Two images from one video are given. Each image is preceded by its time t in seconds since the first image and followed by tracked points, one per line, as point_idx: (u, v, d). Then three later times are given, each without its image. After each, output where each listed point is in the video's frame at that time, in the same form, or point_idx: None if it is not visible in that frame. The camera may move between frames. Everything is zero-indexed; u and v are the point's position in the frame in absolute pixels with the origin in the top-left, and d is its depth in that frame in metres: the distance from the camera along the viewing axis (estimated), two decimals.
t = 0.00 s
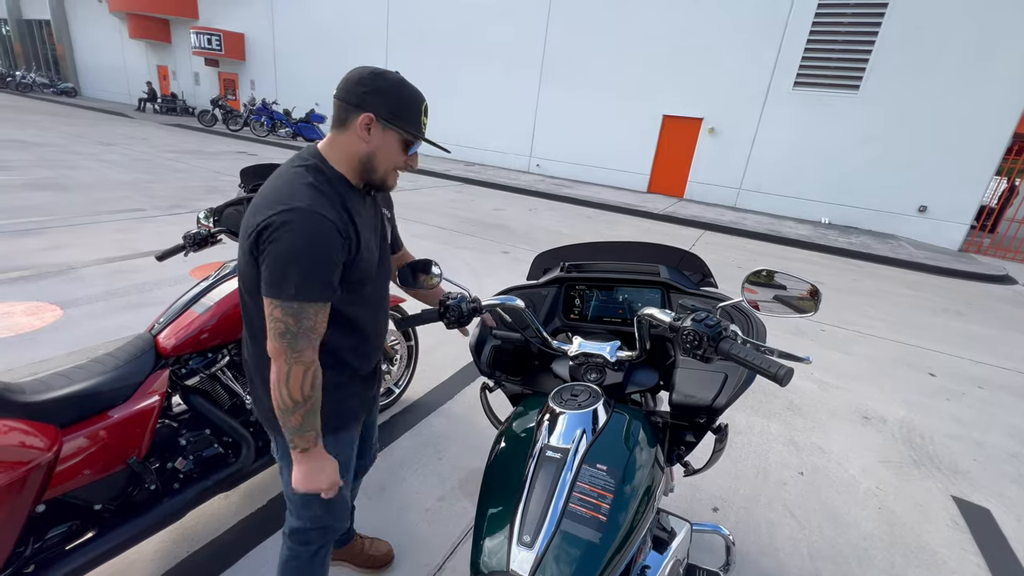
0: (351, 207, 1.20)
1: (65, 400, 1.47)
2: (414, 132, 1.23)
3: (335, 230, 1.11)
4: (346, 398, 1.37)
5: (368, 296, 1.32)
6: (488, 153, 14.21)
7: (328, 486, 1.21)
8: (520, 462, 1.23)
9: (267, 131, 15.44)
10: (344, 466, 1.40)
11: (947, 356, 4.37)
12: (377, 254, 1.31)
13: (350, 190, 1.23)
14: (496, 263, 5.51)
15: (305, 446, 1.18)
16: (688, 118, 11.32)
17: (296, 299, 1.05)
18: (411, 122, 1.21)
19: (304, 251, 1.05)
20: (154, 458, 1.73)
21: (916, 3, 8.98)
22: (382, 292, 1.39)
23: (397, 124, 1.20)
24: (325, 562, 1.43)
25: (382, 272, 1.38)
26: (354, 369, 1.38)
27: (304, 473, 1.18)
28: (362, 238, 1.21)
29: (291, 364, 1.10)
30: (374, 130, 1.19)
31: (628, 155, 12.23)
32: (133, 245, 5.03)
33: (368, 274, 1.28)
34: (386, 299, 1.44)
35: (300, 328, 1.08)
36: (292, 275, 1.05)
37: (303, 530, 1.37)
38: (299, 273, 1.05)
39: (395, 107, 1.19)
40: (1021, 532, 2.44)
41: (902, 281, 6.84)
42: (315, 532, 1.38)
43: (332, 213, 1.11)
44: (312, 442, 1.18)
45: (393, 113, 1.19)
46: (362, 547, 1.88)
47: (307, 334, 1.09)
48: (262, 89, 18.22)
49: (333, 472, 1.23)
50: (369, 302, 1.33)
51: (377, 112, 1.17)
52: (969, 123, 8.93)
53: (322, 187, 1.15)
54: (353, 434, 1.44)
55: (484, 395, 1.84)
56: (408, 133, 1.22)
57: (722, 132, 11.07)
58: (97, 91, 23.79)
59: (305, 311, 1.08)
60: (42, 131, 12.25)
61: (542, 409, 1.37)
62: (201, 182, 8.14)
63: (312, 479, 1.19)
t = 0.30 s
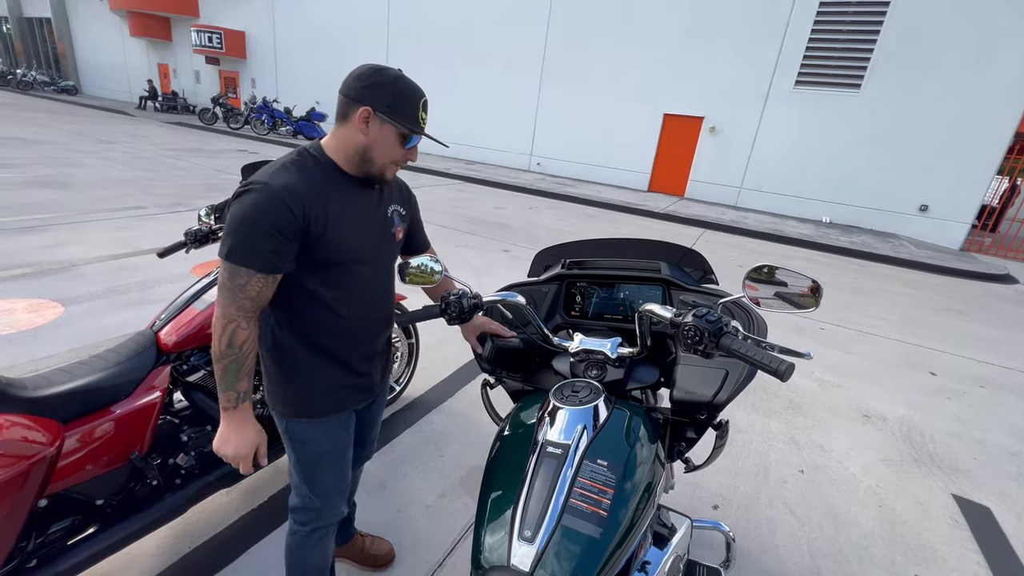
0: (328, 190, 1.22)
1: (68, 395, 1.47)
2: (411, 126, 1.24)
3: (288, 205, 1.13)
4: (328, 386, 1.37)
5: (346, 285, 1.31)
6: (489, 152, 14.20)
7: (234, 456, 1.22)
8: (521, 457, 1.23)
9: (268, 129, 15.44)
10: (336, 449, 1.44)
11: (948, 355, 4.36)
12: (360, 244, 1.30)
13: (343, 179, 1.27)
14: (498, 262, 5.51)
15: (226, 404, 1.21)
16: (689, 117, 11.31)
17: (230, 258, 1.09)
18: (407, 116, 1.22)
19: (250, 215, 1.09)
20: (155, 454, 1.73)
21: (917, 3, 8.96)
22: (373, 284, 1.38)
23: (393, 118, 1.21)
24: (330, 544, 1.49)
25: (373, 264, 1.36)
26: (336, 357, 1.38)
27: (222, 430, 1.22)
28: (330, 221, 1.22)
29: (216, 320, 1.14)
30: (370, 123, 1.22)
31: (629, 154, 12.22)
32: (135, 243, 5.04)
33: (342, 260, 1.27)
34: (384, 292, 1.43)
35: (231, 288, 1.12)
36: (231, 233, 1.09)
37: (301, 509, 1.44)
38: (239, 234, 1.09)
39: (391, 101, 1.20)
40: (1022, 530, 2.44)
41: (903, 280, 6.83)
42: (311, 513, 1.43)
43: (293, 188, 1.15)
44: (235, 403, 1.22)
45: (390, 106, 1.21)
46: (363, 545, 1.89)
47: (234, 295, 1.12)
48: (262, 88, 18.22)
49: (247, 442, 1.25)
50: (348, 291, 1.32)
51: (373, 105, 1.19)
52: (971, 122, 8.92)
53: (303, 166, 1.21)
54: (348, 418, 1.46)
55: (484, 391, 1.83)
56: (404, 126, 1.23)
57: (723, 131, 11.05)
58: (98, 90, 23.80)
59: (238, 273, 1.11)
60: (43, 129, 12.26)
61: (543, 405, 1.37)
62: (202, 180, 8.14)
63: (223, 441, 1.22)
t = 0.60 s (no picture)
0: (328, 177, 1.23)
1: (65, 387, 1.47)
2: (405, 103, 1.22)
3: (288, 192, 1.14)
4: (331, 377, 1.37)
5: (349, 274, 1.31)
6: (488, 148, 14.16)
7: (264, 433, 1.27)
8: (520, 448, 1.23)
9: (266, 125, 15.38)
10: (338, 437, 1.44)
11: (947, 352, 4.37)
12: (363, 231, 1.30)
13: (344, 165, 1.27)
14: (497, 258, 5.50)
15: (255, 387, 1.24)
16: (688, 114, 11.29)
17: (237, 246, 1.11)
18: (399, 94, 1.20)
19: (253, 203, 1.11)
20: (153, 447, 1.73)
21: None
22: (376, 273, 1.37)
23: (386, 96, 1.20)
24: (319, 530, 1.50)
25: (376, 252, 1.36)
26: (342, 346, 1.38)
27: (251, 411, 1.25)
28: (331, 208, 1.23)
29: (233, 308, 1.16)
30: (365, 103, 1.21)
31: (629, 150, 12.20)
32: (133, 238, 5.02)
33: (346, 248, 1.28)
34: (388, 280, 1.42)
35: (245, 277, 1.14)
36: (237, 222, 1.11)
37: (291, 495, 1.44)
38: (244, 222, 1.11)
39: (383, 79, 1.19)
40: (1019, 525, 2.45)
41: (902, 277, 6.84)
42: (300, 499, 1.44)
43: (296, 175, 1.17)
44: (262, 386, 1.25)
45: (383, 84, 1.19)
46: (361, 538, 1.89)
47: (247, 283, 1.14)
48: (261, 83, 18.15)
49: (277, 421, 1.29)
50: (351, 280, 1.32)
51: (366, 84, 1.19)
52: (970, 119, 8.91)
53: (305, 153, 1.22)
54: (349, 408, 1.46)
55: (484, 384, 1.83)
56: (397, 104, 1.21)
57: (722, 127, 11.03)
58: (95, 85, 23.69)
59: (250, 261, 1.13)
60: (39, 124, 12.21)
61: (543, 396, 1.37)
62: (200, 175, 8.11)
63: (254, 419, 1.25)
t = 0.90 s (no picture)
0: (329, 165, 1.21)
1: (56, 383, 1.45)
2: (371, 70, 1.18)
3: (292, 179, 1.13)
4: (331, 369, 1.37)
5: (352, 266, 1.29)
6: (485, 144, 14.11)
7: (308, 423, 1.27)
8: (519, 444, 1.22)
9: (262, 120, 15.28)
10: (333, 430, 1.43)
11: (944, 349, 4.37)
12: (366, 222, 1.29)
13: (346, 155, 1.26)
14: (495, 254, 5.48)
15: (286, 378, 1.24)
16: (686, 110, 11.26)
17: (242, 234, 1.09)
18: (365, 60, 1.18)
19: (257, 189, 1.09)
20: (147, 443, 1.71)
21: None
22: (379, 266, 1.36)
23: (356, 66, 1.19)
24: (309, 521, 1.48)
25: (378, 245, 1.34)
26: (346, 339, 1.37)
27: (288, 403, 1.25)
28: (334, 198, 1.21)
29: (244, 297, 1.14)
30: (346, 83, 1.23)
31: (627, 147, 12.18)
32: (127, 233, 4.98)
33: (351, 239, 1.26)
34: (389, 274, 1.41)
35: (252, 265, 1.12)
36: (241, 209, 1.09)
37: (281, 483, 1.44)
38: (250, 209, 1.09)
39: (354, 53, 1.19)
40: (1016, 521, 2.45)
41: (899, 274, 6.85)
42: (290, 487, 1.44)
43: (298, 162, 1.15)
44: (292, 374, 1.24)
45: (354, 58, 1.20)
46: (357, 535, 1.87)
47: (256, 272, 1.12)
48: (257, 78, 18.02)
49: (317, 408, 1.28)
50: (354, 271, 1.30)
51: (343, 63, 1.22)
52: (968, 117, 8.91)
53: (306, 142, 1.20)
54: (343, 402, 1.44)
55: (482, 380, 1.81)
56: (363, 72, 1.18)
57: (721, 124, 11.01)
58: (89, 79, 23.47)
59: (257, 250, 1.11)
60: (33, 118, 12.10)
61: (542, 392, 1.36)
62: (195, 170, 8.05)
63: (296, 410, 1.26)
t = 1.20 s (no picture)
0: (322, 164, 1.20)
1: (50, 383, 1.43)
2: (382, 76, 1.17)
3: (283, 180, 1.11)
4: (327, 366, 1.36)
5: (348, 263, 1.29)
6: (482, 142, 14.07)
7: (286, 423, 1.26)
8: (518, 444, 1.21)
9: (258, 117, 15.20)
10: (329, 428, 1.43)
11: (939, 348, 4.39)
12: (360, 219, 1.28)
13: (339, 154, 1.25)
14: (493, 253, 5.48)
15: (269, 378, 1.22)
16: (684, 109, 11.27)
17: (235, 235, 1.08)
18: (374, 65, 1.16)
19: (248, 191, 1.08)
20: (143, 443, 1.70)
21: None
22: (376, 263, 1.35)
23: (364, 71, 1.15)
24: (307, 518, 1.48)
25: (375, 242, 1.34)
26: (343, 336, 1.36)
27: (269, 402, 1.24)
28: (326, 196, 1.20)
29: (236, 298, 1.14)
30: (348, 83, 1.19)
31: (624, 145, 12.18)
32: (122, 231, 4.95)
33: (345, 237, 1.25)
34: (387, 272, 1.40)
35: (244, 267, 1.11)
36: (232, 211, 1.08)
37: (279, 480, 1.43)
38: (242, 209, 1.08)
39: (361, 55, 1.15)
40: (1011, 519, 2.46)
41: (895, 273, 6.87)
42: (287, 484, 1.43)
43: (291, 163, 1.14)
44: (275, 376, 1.23)
45: (361, 60, 1.15)
46: (355, 535, 1.86)
47: (249, 273, 1.12)
48: (252, 75, 17.90)
49: (296, 410, 1.27)
50: (350, 269, 1.30)
51: (345, 62, 1.16)
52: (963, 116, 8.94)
53: (298, 141, 1.19)
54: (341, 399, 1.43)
55: (480, 379, 1.81)
56: (375, 78, 1.16)
57: (718, 122, 11.01)
58: (82, 75, 23.26)
59: (248, 250, 1.11)
60: (25, 114, 12.00)
61: (541, 392, 1.35)
62: (190, 168, 8.00)
63: (274, 410, 1.25)
